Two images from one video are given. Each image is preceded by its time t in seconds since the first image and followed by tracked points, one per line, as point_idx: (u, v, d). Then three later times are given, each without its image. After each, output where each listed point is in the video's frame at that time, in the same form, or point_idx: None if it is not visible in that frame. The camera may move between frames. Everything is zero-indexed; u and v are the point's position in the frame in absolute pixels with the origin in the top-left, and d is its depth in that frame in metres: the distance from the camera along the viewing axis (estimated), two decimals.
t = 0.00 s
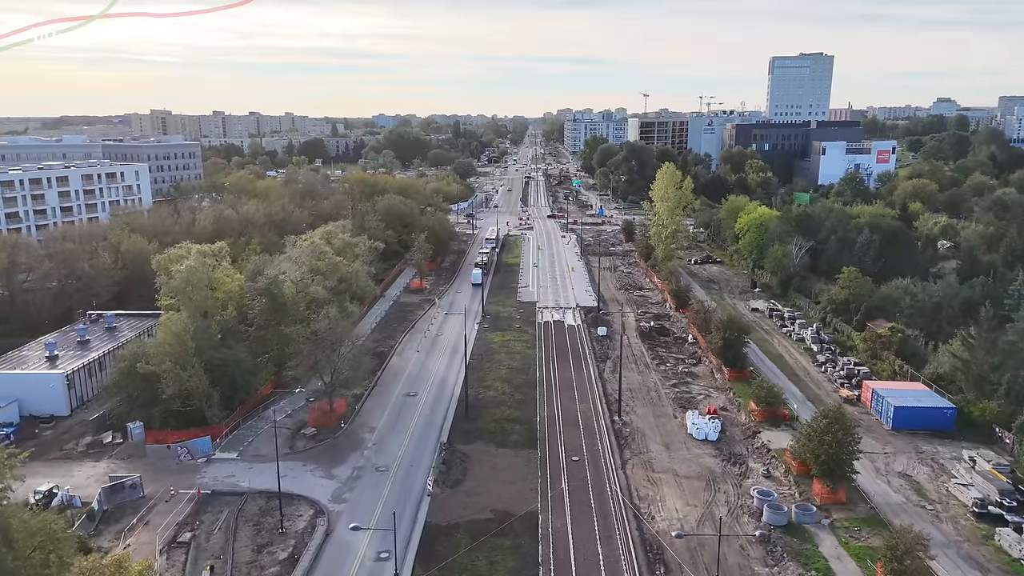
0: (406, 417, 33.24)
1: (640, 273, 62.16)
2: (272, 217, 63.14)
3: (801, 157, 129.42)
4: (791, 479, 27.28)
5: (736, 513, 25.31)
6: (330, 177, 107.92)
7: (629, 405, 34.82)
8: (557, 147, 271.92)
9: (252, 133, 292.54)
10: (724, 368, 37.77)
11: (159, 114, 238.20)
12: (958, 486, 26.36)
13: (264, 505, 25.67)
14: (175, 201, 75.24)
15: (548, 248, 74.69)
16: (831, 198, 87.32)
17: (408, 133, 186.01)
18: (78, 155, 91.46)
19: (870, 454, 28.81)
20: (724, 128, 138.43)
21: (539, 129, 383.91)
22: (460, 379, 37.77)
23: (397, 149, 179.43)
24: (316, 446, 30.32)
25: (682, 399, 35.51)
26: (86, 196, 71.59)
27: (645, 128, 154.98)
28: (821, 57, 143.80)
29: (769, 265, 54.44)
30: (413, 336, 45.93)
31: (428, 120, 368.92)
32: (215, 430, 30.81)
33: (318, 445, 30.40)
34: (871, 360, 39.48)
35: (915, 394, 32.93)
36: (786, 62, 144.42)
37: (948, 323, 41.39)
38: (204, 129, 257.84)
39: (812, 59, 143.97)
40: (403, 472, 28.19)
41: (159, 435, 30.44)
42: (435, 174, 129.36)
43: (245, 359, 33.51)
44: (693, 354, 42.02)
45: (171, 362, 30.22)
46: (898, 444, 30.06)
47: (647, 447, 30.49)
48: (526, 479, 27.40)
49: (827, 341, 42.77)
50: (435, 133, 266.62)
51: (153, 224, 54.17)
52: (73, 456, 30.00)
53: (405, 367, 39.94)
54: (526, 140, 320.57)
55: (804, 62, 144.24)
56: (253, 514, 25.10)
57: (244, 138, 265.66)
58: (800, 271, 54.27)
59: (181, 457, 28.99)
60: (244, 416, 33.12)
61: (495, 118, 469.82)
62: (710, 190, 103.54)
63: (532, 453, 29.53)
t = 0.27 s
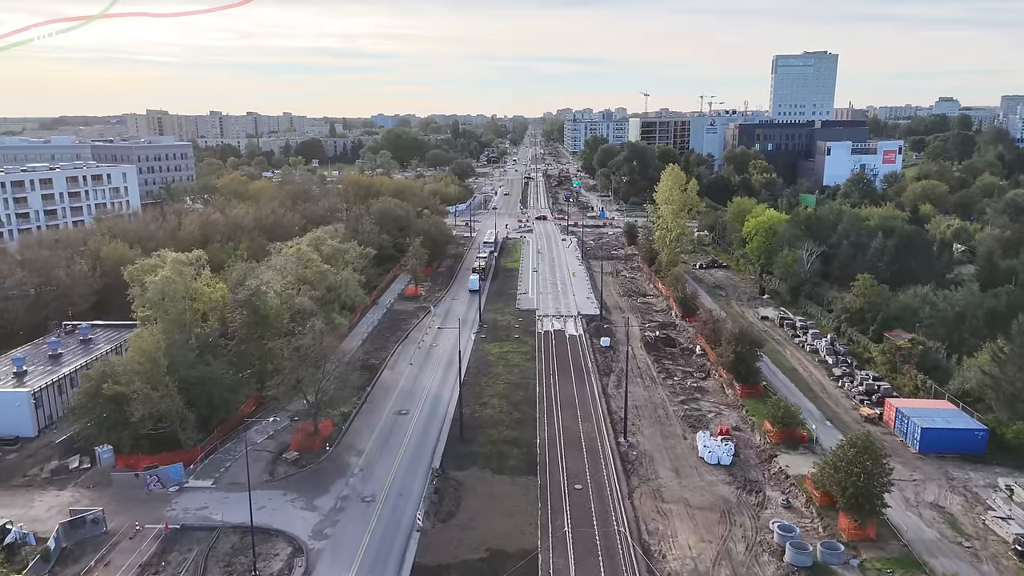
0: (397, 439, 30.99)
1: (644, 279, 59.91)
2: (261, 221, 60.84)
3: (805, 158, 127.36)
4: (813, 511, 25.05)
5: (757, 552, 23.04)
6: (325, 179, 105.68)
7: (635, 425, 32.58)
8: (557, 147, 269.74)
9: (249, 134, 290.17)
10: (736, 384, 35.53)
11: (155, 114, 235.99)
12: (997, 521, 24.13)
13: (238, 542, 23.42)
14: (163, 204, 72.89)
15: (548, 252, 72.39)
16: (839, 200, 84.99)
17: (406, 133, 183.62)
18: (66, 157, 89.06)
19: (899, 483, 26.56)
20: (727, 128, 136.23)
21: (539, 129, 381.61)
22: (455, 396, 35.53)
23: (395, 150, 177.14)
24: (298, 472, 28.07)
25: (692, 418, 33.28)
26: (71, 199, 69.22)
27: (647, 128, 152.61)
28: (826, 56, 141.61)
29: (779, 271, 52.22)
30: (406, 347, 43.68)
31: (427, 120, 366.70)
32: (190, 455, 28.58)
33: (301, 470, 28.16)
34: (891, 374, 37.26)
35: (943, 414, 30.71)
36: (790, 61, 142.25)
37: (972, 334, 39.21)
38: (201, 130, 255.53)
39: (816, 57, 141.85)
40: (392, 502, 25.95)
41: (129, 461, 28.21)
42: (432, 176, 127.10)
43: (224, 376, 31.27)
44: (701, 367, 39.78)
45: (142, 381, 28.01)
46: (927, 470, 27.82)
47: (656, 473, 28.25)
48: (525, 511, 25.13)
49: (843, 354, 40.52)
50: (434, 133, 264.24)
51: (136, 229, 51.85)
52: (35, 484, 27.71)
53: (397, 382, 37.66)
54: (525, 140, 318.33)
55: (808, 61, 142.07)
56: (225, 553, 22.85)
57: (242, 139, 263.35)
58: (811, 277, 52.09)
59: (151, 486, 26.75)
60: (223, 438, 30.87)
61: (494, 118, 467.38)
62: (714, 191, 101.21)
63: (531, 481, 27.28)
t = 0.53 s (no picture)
0: (384, 464, 28.72)
1: (647, 285, 57.68)
2: (251, 225, 58.58)
3: (810, 158, 125.19)
4: (840, 549, 22.77)
5: None
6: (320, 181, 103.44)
7: (642, 447, 30.34)
8: (557, 147, 267.43)
9: (247, 134, 287.97)
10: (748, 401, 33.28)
11: (151, 114, 233.83)
12: None
13: None
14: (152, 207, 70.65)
15: (548, 256, 70.14)
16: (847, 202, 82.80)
17: (404, 133, 181.31)
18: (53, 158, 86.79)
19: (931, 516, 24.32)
20: (730, 128, 134.05)
21: (539, 129, 379.39)
22: (448, 414, 33.28)
23: (393, 150, 174.88)
24: (276, 503, 25.82)
25: (702, 439, 31.04)
26: (54, 203, 66.96)
27: (648, 128, 150.29)
28: (830, 54, 139.47)
29: (789, 277, 50.06)
30: (398, 359, 41.45)
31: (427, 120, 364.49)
32: (161, 483, 26.36)
33: (280, 501, 25.89)
34: (913, 390, 35.06)
35: (973, 437, 28.52)
36: (793, 60, 140.08)
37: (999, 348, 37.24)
38: (198, 130, 253.19)
39: (820, 56, 139.70)
40: (377, 538, 23.72)
41: (94, 489, 25.90)
42: (430, 177, 124.83)
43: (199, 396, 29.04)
44: (711, 382, 37.54)
45: (107, 404, 25.76)
46: (960, 500, 25.61)
47: (666, 503, 26.02)
48: (523, 550, 22.89)
49: (860, 367, 38.30)
50: (433, 134, 261.63)
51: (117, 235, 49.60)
52: None
53: (387, 399, 35.38)
54: (525, 140, 316.13)
55: (812, 60, 139.88)
56: None
57: (239, 139, 261.11)
58: (823, 284, 49.93)
59: (115, 520, 24.48)
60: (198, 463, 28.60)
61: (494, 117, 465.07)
62: (718, 192, 99.01)
63: (530, 513, 25.04)
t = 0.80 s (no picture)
0: (371, 494, 26.43)
1: (652, 291, 55.44)
2: (240, 229, 56.30)
3: (815, 159, 123.04)
4: None
5: None
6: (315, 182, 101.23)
7: (650, 474, 28.08)
8: (558, 147, 265.12)
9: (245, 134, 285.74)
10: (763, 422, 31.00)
11: (148, 114, 231.62)
12: None
13: None
14: (139, 210, 68.37)
15: (549, 260, 67.87)
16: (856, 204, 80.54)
17: (403, 134, 178.96)
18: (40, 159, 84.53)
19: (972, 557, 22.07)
20: (734, 128, 131.80)
21: (539, 129, 377.02)
22: (441, 435, 30.99)
23: (392, 151, 172.59)
24: (251, 540, 23.52)
25: (715, 464, 28.77)
26: (37, 205, 64.65)
27: (650, 128, 147.96)
28: (835, 53, 137.17)
29: (801, 285, 47.82)
30: (390, 372, 39.21)
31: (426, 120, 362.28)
32: (127, 516, 24.13)
33: (255, 537, 23.61)
34: (939, 409, 32.81)
35: (1010, 463, 26.28)
36: (798, 59, 137.71)
37: None
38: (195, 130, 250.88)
39: (825, 55, 137.35)
40: None
41: (54, 522, 23.66)
42: (429, 178, 122.53)
43: (171, 419, 26.79)
44: (722, 399, 35.28)
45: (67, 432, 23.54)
46: (1001, 537, 23.37)
47: (678, 540, 23.73)
48: None
49: (880, 382, 36.05)
50: (433, 134, 260.25)
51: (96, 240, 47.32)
52: None
53: (377, 418, 33.07)
54: (526, 141, 313.83)
55: (817, 58, 137.52)
56: None
57: (237, 139, 258.88)
58: (837, 291, 47.69)
59: (71, 560, 22.16)
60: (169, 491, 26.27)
61: (494, 117, 462.79)
62: (722, 194, 96.78)
63: (529, 552, 22.79)
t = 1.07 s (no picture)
0: (356, 529, 24.16)
1: (657, 299, 53.24)
2: (229, 235, 54.08)
3: (821, 160, 120.89)
4: None
5: None
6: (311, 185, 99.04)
7: (661, 504, 25.87)
8: (558, 148, 262.51)
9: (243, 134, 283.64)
10: (782, 445, 28.76)
11: (144, 114, 229.55)
12: None
13: None
14: (127, 214, 66.13)
15: (550, 265, 65.66)
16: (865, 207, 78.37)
17: (402, 134, 176.67)
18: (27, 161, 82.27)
19: None
20: (738, 129, 129.69)
21: (539, 129, 375.06)
22: (434, 460, 28.78)
23: (390, 151, 170.42)
24: None
25: (731, 493, 26.54)
26: (20, 209, 62.43)
27: (652, 129, 145.79)
28: (840, 52, 135.06)
29: (815, 293, 45.62)
30: (382, 388, 36.96)
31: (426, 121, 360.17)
32: (87, 556, 21.85)
33: None
34: (969, 430, 30.65)
35: None
36: (802, 58, 135.65)
37: None
38: (192, 130, 248.90)
39: (830, 54, 135.30)
40: None
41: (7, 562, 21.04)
42: (428, 180, 120.29)
43: (139, 447, 24.56)
44: (736, 419, 33.05)
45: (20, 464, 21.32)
46: None
47: None
48: None
49: (904, 400, 33.86)
50: (432, 134, 258.11)
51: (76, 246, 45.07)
52: None
53: (366, 441, 30.79)
54: (526, 141, 311.69)
55: (821, 57, 135.45)
56: None
57: (235, 140, 256.68)
58: (852, 300, 45.49)
59: None
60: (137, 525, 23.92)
61: (494, 118, 460.58)
62: (727, 195, 94.61)
63: None
